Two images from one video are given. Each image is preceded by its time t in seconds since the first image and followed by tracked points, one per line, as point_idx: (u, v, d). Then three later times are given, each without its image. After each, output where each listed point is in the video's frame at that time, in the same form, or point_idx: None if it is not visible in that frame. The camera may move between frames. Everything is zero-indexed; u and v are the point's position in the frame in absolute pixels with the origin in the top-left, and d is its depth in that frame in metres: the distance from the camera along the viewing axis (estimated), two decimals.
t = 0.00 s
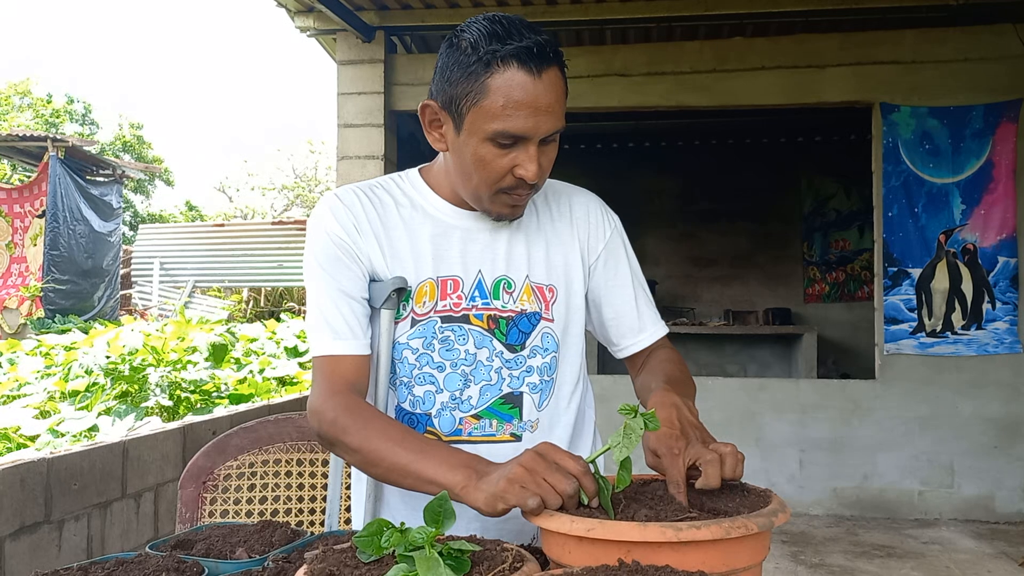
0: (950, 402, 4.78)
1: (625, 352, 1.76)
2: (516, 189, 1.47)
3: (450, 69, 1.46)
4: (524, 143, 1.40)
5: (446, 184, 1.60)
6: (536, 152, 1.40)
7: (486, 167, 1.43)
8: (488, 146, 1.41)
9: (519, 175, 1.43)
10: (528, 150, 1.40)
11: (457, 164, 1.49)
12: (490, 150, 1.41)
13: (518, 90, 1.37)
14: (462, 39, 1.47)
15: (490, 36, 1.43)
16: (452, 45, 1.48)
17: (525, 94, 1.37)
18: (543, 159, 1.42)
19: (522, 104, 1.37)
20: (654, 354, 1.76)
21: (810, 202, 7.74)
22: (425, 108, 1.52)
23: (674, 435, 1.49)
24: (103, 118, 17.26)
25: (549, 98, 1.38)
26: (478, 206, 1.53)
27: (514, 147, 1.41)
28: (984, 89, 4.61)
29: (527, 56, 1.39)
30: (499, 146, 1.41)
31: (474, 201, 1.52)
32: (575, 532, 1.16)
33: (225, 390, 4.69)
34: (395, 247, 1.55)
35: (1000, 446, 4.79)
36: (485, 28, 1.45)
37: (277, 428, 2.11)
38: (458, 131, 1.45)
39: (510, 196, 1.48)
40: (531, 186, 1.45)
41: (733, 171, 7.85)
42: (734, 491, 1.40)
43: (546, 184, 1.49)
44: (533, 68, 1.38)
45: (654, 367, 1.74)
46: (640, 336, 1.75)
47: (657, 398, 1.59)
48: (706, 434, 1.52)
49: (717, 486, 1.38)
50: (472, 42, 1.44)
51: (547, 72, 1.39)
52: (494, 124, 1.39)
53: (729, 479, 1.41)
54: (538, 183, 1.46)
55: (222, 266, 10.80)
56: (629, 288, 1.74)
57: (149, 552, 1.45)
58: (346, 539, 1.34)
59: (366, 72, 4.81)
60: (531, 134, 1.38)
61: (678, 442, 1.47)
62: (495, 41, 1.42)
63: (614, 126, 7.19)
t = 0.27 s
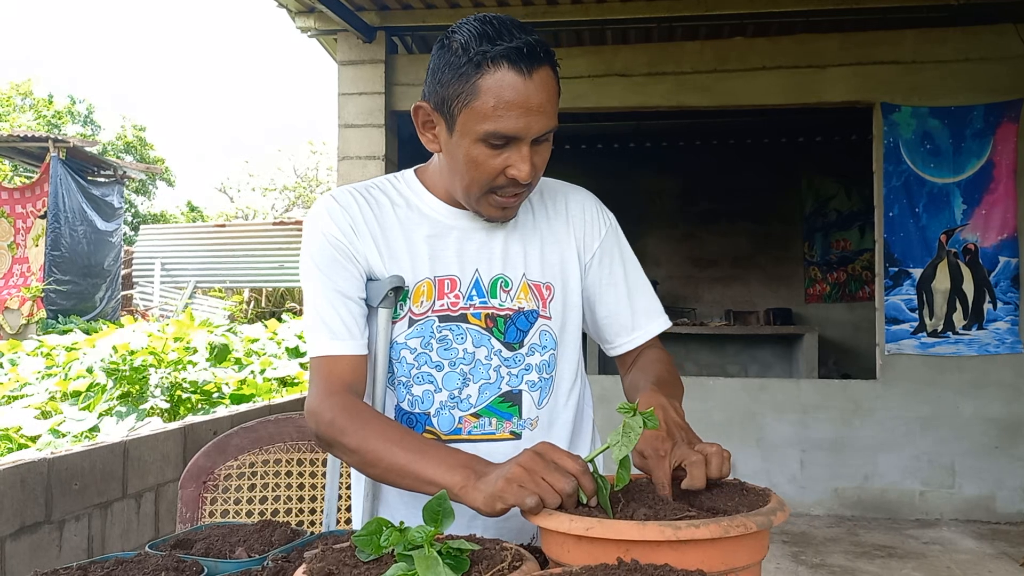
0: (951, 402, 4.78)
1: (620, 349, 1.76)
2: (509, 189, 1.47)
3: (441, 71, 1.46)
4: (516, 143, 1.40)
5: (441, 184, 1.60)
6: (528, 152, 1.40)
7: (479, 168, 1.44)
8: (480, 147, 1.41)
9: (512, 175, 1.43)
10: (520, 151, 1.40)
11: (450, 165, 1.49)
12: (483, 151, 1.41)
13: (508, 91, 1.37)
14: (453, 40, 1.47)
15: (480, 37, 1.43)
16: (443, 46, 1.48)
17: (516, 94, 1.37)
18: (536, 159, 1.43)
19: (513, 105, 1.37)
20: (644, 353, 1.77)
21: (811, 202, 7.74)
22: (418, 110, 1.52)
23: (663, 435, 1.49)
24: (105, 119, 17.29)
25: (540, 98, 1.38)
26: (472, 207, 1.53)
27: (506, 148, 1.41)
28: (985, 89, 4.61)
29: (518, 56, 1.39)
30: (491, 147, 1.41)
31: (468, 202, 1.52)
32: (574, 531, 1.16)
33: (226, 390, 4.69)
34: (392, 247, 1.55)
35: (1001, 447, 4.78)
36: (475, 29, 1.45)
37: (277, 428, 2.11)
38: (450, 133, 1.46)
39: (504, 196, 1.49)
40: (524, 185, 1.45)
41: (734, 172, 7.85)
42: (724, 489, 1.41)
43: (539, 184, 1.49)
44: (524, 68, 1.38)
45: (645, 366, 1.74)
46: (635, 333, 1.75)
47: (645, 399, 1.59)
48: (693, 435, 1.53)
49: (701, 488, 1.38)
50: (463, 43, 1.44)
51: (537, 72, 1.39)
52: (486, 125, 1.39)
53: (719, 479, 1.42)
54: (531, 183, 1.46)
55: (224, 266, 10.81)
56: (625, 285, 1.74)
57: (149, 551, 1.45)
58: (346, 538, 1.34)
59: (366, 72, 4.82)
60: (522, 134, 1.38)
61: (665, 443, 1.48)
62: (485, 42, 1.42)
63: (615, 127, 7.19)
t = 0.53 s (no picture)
0: (953, 403, 4.78)
1: (618, 348, 1.76)
2: (507, 190, 1.47)
3: (440, 71, 1.45)
4: (515, 145, 1.40)
5: (440, 184, 1.60)
6: (526, 154, 1.40)
7: (477, 169, 1.44)
8: (478, 148, 1.41)
9: (510, 176, 1.43)
10: (518, 152, 1.40)
11: (448, 165, 1.49)
12: (481, 152, 1.41)
13: (507, 92, 1.37)
14: (452, 40, 1.46)
15: (479, 38, 1.43)
16: (443, 46, 1.48)
17: (514, 95, 1.37)
18: (534, 160, 1.43)
19: (511, 106, 1.37)
20: (640, 353, 1.77)
21: (813, 202, 7.73)
22: (417, 110, 1.52)
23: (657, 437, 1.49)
24: (106, 119, 17.30)
25: (539, 99, 1.38)
26: (470, 207, 1.53)
27: (504, 149, 1.41)
28: (986, 88, 4.60)
29: (516, 58, 1.39)
30: (489, 148, 1.41)
31: (466, 203, 1.52)
32: (574, 530, 1.16)
33: (227, 390, 4.69)
34: (392, 248, 1.55)
35: (1003, 447, 4.77)
36: (474, 29, 1.44)
37: (279, 428, 2.13)
38: (449, 133, 1.46)
39: (501, 197, 1.48)
40: (522, 187, 1.45)
41: (735, 172, 7.85)
42: (722, 489, 1.40)
43: (537, 185, 1.49)
44: (522, 69, 1.38)
45: (641, 365, 1.74)
46: (634, 332, 1.75)
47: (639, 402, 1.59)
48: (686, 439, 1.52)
49: (691, 493, 1.36)
50: (462, 44, 1.44)
51: (536, 74, 1.39)
52: (484, 126, 1.39)
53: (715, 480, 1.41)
54: (530, 184, 1.46)
55: (225, 267, 10.81)
56: (624, 284, 1.75)
57: (150, 550, 1.45)
58: (347, 537, 1.34)
59: (368, 72, 4.82)
60: (521, 136, 1.38)
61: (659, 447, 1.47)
62: (484, 43, 1.42)
63: (616, 127, 7.19)
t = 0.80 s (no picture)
0: (956, 403, 4.77)
1: (620, 346, 1.76)
2: (511, 188, 1.47)
3: (444, 69, 1.46)
4: (518, 142, 1.40)
5: (443, 183, 1.60)
6: (530, 151, 1.40)
7: (481, 167, 1.44)
8: (482, 146, 1.42)
9: (514, 174, 1.43)
10: (522, 149, 1.40)
11: (452, 163, 1.49)
12: (485, 150, 1.42)
13: (511, 89, 1.37)
14: (456, 38, 1.47)
15: (483, 36, 1.43)
16: (447, 44, 1.48)
17: (518, 93, 1.37)
18: (538, 158, 1.43)
19: (515, 103, 1.37)
20: (640, 353, 1.77)
21: (815, 203, 7.73)
22: (420, 108, 1.52)
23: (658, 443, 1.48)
24: (109, 120, 17.32)
25: (542, 97, 1.38)
26: (474, 205, 1.53)
27: (508, 147, 1.41)
28: (989, 88, 4.60)
29: (520, 55, 1.39)
30: (493, 146, 1.41)
31: (470, 201, 1.52)
32: (578, 529, 1.16)
33: (230, 390, 4.70)
34: (395, 247, 1.55)
35: (1005, 447, 4.77)
36: (478, 27, 1.45)
37: (281, 427, 2.15)
38: (453, 131, 1.46)
39: (506, 195, 1.49)
40: (526, 184, 1.45)
41: (737, 172, 7.84)
42: (725, 491, 1.39)
43: (541, 183, 1.49)
44: (526, 67, 1.38)
45: (642, 366, 1.74)
46: (637, 330, 1.75)
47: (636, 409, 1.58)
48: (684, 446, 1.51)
49: (692, 500, 1.34)
50: (466, 41, 1.44)
51: (540, 71, 1.39)
52: (488, 124, 1.39)
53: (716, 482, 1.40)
54: (534, 182, 1.46)
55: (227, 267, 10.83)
56: (627, 282, 1.75)
57: (154, 550, 1.45)
58: (351, 536, 1.34)
59: (370, 72, 4.82)
60: (525, 134, 1.38)
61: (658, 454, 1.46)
62: (488, 41, 1.42)
63: (618, 127, 7.19)
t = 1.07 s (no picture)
0: (958, 403, 4.77)
1: (624, 352, 1.77)
2: (517, 184, 1.47)
3: (449, 66, 1.46)
4: (523, 138, 1.40)
5: (448, 182, 1.60)
6: (535, 147, 1.40)
7: (486, 163, 1.44)
8: (487, 142, 1.42)
9: (519, 170, 1.43)
10: (527, 145, 1.40)
11: (457, 160, 1.50)
12: (490, 146, 1.42)
13: (515, 84, 1.37)
14: (460, 35, 1.47)
15: (487, 32, 1.43)
16: (451, 41, 1.48)
17: (523, 89, 1.37)
18: (543, 154, 1.43)
19: (519, 99, 1.37)
20: (645, 356, 1.78)
21: (817, 203, 7.73)
22: (425, 105, 1.52)
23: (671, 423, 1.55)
24: (111, 120, 17.33)
25: (547, 92, 1.39)
26: (479, 203, 1.54)
27: (513, 142, 1.41)
28: (992, 88, 4.59)
29: (524, 52, 1.39)
30: (498, 141, 1.41)
31: (475, 198, 1.52)
32: (584, 528, 1.16)
33: (232, 391, 4.69)
34: (399, 245, 1.55)
35: (1008, 448, 4.77)
36: (482, 24, 1.45)
37: (285, 427, 2.13)
38: (457, 128, 1.46)
39: (511, 191, 1.48)
40: (531, 181, 1.45)
41: (739, 173, 7.84)
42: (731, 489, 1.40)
43: (546, 180, 1.49)
44: (530, 62, 1.38)
45: (645, 370, 1.75)
46: (641, 336, 1.75)
47: (651, 388, 1.66)
48: (698, 423, 1.58)
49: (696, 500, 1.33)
50: (470, 38, 1.45)
51: (545, 67, 1.39)
52: (493, 119, 1.39)
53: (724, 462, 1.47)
54: (539, 178, 1.46)
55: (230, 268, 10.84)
56: (631, 287, 1.75)
57: (159, 549, 1.45)
58: (354, 536, 1.34)
59: (373, 73, 4.83)
60: (529, 129, 1.39)
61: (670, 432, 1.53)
62: (492, 37, 1.42)
63: (620, 128, 7.18)
